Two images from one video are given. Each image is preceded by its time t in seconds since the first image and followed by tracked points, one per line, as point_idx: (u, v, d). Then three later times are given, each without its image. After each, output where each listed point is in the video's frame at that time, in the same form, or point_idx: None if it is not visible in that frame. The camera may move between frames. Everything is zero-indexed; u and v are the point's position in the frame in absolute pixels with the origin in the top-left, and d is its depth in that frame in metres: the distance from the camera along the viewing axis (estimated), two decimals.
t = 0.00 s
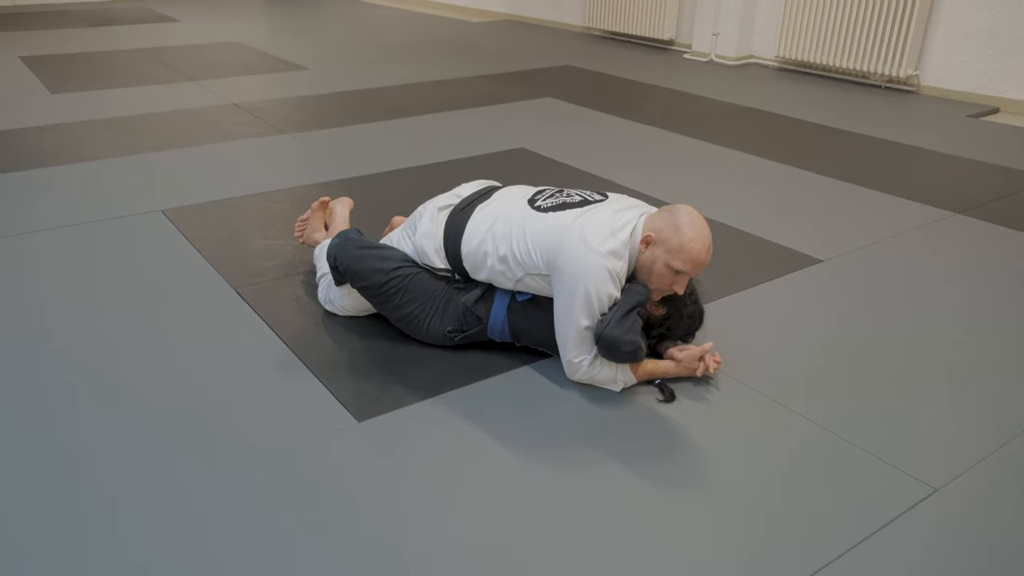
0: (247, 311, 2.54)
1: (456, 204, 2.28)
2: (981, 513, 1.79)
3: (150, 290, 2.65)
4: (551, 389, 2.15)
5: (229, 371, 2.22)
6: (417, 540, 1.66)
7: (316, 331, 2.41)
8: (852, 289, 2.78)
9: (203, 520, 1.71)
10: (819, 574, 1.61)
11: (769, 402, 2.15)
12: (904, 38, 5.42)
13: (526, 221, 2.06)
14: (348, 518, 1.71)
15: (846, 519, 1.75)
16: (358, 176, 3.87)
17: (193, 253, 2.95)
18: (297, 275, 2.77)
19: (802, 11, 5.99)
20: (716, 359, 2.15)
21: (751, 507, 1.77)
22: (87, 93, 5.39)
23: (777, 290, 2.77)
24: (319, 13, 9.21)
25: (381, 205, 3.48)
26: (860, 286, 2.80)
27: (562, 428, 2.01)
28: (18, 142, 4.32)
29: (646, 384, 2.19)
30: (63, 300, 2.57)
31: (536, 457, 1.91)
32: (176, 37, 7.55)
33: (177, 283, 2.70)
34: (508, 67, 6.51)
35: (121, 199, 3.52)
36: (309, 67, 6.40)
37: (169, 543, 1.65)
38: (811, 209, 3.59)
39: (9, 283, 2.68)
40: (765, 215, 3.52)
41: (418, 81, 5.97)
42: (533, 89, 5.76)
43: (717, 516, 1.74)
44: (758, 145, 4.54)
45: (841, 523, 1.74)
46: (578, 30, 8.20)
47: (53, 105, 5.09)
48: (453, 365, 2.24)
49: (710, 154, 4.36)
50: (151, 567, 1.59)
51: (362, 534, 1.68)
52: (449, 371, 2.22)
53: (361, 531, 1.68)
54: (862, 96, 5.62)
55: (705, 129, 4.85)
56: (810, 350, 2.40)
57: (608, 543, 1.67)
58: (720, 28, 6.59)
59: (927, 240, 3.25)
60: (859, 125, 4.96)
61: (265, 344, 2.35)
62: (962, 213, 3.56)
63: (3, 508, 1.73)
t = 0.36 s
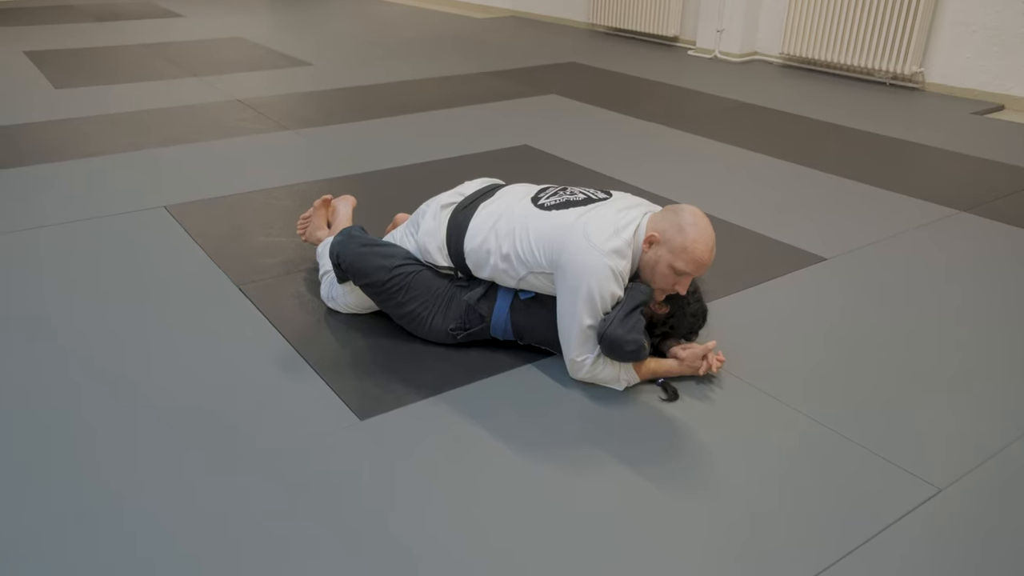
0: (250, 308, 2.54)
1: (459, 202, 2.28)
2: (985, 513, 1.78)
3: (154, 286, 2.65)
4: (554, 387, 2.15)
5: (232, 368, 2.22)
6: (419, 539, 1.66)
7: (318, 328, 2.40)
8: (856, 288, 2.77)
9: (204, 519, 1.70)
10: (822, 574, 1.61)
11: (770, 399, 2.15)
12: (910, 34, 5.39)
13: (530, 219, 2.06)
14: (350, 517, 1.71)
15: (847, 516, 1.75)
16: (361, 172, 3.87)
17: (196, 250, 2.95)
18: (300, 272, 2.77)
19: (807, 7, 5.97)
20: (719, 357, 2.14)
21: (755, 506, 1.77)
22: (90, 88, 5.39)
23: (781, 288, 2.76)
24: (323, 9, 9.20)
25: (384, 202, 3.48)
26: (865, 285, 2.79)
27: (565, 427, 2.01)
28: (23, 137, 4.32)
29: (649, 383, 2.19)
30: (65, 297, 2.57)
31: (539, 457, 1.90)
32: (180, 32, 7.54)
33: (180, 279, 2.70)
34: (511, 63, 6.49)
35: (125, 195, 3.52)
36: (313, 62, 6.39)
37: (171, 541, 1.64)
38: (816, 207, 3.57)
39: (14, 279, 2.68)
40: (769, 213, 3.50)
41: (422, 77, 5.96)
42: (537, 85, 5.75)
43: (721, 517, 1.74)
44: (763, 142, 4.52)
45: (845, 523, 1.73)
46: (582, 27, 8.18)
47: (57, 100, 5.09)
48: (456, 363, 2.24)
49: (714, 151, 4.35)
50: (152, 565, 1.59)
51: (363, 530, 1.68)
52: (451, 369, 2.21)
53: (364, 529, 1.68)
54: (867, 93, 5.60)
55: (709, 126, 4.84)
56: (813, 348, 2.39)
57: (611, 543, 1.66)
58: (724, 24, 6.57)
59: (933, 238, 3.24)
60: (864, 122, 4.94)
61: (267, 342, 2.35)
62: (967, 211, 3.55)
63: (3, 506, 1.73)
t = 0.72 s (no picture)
0: (252, 306, 2.54)
1: (463, 198, 2.27)
2: (988, 515, 1.78)
3: (155, 284, 2.65)
4: (555, 387, 2.15)
5: (234, 366, 2.22)
6: (421, 540, 1.65)
7: (320, 327, 2.40)
8: (856, 287, 2.77)
9: (206, 518, 1.70)
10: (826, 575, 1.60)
11: (771, 399, 2.15)
12: (912, 33, 5.39)
13: (531, 217, 2.06)
14: (352, 518, 1.71)
15: (848, 515, 1.75)
16: (363, 171, 3.86)
17: (198, 248, 2.95)
18: (302, 271, 2.77)
19: (809, 5, 5.96)
20: (721, 356, 2.14)
21: (757, 507, 1.77)
22: (93, 87, 5.38)
23: (783, 288, 2.76)
24: (325, 7, 9.19)
25: (386, 200, 3.47)
26: (863, 284, 2.79)
27: (566, 428, 2.00)
28: (24, 135, 4.32)
29: (652, 382, 2.19)
30: (66, 295, 2.57)
31: (541, 457, 1.90)
32: (182, 31, 7.54)
33: (181, 277, 2.70)
34: (514, 61, 6.48)
35: (126, 194, 3.52)
36: (315, 61, 6.38)
37: (173, 540, 1.64)
38: (818, 206, 3.57)
39: (15, 277, 2.68)
40: (772, 212, 3.49)
41: (424, 76, 5.95)
42: (540, 84, 5.74)
43: (724, 518, 1.73)
44: (765, 141, 4.52)
45: (848, 524, 1.73)
46: (584, 25, 8.17)
47: (60, 98, 5.08)
48: (457, 362, 2.24)
49: (717, 150, 4.34)
50: (153, 564, 1.59)
51: (365, 529, 1.68)
52: (452, 368, 2.21)
53: (366, 529, 1.68)
54: (869, 92, 5.59)
55: (712, 125, 4.83)
56: (815, 348, 2.39)
57: (613, 545, 1.66)
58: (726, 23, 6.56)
59: (935, 237, 3.23)
60: (866, 121, 4.94)
61: (268, 340, 2.34)
62: (969, 210, 3.54)
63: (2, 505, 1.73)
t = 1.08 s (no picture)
0: (253, 306, 2.53)
1: (464, 199, 2.27)
2: (990, 515, 1.77)
3: (156, 284, 2.65)
4: (557, 387, 2.15)
5: (235, 366, 2.22)
6: (422, 541, 1.65)
7: (321, 327, 2.40)
8: (857, 287, 2.76)
9: (207, 518, 1.70)
10: None
11: (773, 398, 2.14)
12: (913, 32, 5.38)
13: (533, 217, 2.06)
14: (354, 518, 1.71)
15: (848, 514, 1.75)
16: (364, 171, 3.86)
17: (199, 248, 2.94)
18: (303, 271, 2.77)
19: (810, 5, 5.96)
20: (723, 355, 2.14)
21: (759, 508, 1.76)
22: (94, 87, 5.38)
23: (784, 288, 2.76)
24: (326, 7, 9.18)
25: (387, 201, 3.47)
26: (865, 284, 2.79)
27: (569, 428, 2.00)
28: (25, 136, 4.31)
29: (654, 382, 2.19)
30: (68, 295, 2.57)
31: (543, 458, 1.90)
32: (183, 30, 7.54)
33: (182, 278, 2.70)
34: (515, 61, 6.48)
35: (127, 194, 3.51)
36: (316, 61, 6.38)
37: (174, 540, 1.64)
38: (819, 206, 3.56)
39: (16, 277, 2.68)
40: (773, 212, 3.49)
41: (425, 75, 5.95)
42: (541, 84, 5.73)
43: (727, 519, 1.73)
44: (767, 140, 4.51)
45: (850, 525, 1.72)
46: (585, 25, 8.17)
47: (60, 98, 5.08)
48: (458, 362, 2.24)
49: (718, 149, 4.33)
50: (152, 564, 1.58)
51: (365, 528, 1.68)
52: (454, 368, 2.21)
53: (368, 530, 1.68)
54: (870, 91, 5.58)
55: (713, 124, 4.82)
56: (817, 347, 2.38)
57: (615, 545, 1.66)
58: (727, 22, 6.55)
59: (936, 236, 3.23)
60: (867, 120, 4.93)
61: (269, 340, 2.34)
62: (970, 210, 3.53)
63: None
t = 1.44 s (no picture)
0: (255, 307, 2.54)
1: (466, 201, 2.28)
2: (993, 517, 1.77)
3: (158, 285, 2.65)
4: (560, 389, 2.15)
5: (237, 368, 2.22)
6: (425, 543, 1.66)
7: (323, 328, 2.41)
8: (858, 288, 2.77)
9: (209, 519, 1.71)
10: None
11: (772, 398, 2.15)
12: (913, 33, 5.38)
13: (536, 219, 2.06)
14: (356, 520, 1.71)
15: (850, 515, 1.76)
16: (366, 172, 3.86)
17: (201, 250, 2.95)
18: (306, 272, 2.77)
19: (809, 6, 5.97)
20: (724, 357, 2.14)
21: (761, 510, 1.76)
22: (97, 88, 5.38)
23: (785, 289, 2.76)
24: (327, 8, 9.20)
25: (389, 201, 3.47)
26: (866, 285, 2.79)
27: (572, 430, 2.00)
28: (29, 136, 4.32)
29: (655, 383, 2.19)
30: (71, 296, 2.57)
31: (546, 459, 1.90)
32: (185, 32, 7.55)
33: (184, 279, 2.71)
34: (516, 62, 6.49)
35: (129, 195, 3.52)
36: (318, 62, 6.38)
37: (176, 542, 1.64)
38: (820, 207, 3.56)
39: (20, 278, 2.69)
40: (773, 212, 3.50)
41: (427, 76, 5.96)
42: (541, 84, 5.74)
43: (729, 520, 1.73)
44: (768, 141, 4.51)
45: (852, 527, 1.73)
46: (586, 26, 8.17)
47: (62, 99, 5.10)
48: (460, 364, 2.24)
49: (719, 150, 4.34)
50: (154, 565, 1.59)
51: (366, 529, 1.69)
52: (456, 370, 2.22)
53: (371, 531, 1.68)
54: (870, 91, 5.59)
55: (715, 125, 4.83)
56: (818, 348, 2.39)
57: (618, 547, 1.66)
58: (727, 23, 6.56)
59: (937, 237, 3.23)
60: (867, 121, 4.94)
61: (271, 342, 2.35)
62: (971, 210, 3.54)
63: None
